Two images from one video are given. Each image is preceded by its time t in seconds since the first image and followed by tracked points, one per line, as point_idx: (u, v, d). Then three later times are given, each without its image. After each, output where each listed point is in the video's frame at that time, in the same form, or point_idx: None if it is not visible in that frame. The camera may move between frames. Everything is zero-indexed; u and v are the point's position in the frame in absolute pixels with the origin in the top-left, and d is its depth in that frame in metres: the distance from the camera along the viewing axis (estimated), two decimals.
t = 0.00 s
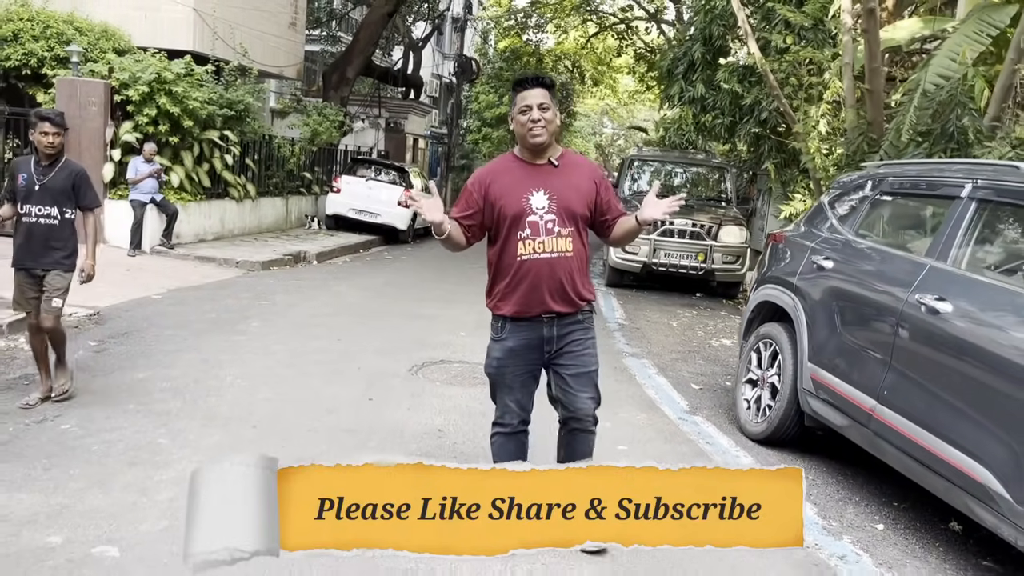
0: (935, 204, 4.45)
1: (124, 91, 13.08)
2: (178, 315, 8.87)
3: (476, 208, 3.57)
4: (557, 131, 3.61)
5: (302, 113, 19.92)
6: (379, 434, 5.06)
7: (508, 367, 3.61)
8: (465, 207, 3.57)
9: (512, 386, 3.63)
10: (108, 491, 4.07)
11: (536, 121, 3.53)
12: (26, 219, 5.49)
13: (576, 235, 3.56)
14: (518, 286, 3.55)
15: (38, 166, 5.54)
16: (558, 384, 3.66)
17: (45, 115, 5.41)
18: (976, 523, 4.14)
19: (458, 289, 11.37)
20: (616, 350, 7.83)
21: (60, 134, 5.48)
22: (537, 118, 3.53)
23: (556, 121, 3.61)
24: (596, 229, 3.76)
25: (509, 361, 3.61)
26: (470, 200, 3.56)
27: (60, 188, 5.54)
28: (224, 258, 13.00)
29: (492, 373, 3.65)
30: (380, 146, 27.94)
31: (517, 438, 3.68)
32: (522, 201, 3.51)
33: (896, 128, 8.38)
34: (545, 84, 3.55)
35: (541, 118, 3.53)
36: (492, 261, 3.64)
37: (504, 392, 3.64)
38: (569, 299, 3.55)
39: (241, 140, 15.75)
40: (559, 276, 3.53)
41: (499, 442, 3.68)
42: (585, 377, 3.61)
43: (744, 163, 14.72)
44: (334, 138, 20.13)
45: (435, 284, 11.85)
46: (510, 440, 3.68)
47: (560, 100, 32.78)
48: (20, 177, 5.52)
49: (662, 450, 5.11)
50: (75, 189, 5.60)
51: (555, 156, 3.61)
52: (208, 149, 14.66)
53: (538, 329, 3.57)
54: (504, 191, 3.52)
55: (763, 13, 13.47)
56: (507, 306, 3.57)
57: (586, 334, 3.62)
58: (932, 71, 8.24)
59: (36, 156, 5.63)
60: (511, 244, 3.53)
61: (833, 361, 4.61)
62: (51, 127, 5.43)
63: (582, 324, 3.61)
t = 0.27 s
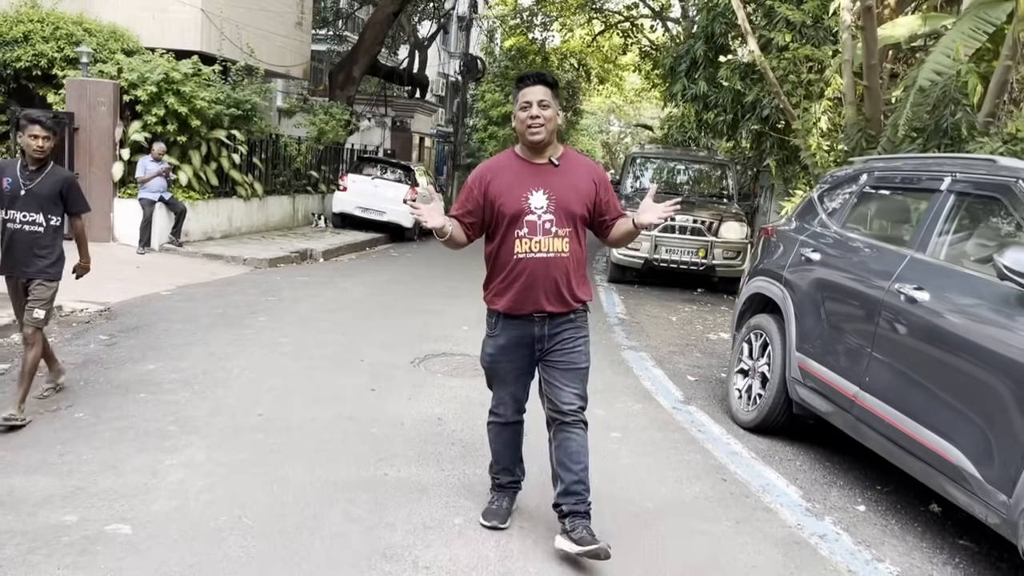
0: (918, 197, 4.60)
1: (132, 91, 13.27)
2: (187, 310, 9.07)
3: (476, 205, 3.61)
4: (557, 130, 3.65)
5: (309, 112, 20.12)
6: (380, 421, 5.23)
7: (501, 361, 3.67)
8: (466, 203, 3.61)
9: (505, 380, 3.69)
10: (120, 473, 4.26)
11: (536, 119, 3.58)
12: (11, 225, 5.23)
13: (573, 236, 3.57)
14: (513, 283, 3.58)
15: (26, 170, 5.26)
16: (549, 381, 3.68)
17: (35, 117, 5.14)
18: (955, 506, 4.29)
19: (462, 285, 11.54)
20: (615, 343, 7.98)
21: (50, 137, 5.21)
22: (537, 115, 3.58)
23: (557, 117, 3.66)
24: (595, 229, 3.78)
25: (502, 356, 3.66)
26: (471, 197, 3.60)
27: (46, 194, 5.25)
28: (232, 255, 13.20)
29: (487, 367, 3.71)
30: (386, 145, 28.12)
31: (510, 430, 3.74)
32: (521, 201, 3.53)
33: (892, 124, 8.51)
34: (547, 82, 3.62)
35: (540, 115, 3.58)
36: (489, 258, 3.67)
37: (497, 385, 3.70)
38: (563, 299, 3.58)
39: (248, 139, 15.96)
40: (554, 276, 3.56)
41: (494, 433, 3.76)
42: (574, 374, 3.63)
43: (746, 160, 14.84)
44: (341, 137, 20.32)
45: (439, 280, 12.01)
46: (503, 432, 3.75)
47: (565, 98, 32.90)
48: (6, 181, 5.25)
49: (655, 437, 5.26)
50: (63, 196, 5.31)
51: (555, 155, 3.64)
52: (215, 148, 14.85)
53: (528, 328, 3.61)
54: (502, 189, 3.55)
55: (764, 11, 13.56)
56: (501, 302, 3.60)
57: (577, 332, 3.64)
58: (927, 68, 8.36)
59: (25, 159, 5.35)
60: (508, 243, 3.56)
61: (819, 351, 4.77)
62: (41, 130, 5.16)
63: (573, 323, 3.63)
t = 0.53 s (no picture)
0: (903, 199, 4.76)
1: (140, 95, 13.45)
2: (194, 310, 9.25)
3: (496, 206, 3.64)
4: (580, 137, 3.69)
5: (313, 115, 20.32)
6: (382, 416, 5.40)
7: (505, 367, 3.70)
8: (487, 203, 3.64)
9: (508, 388, 3.72)
10: (133, 465, 4.44)
11: (560, 123, 3.62)
12: None
13: (589, 240, 3.58)
14: (525, 285, 3.61)
15: (11, 170, 5.10)
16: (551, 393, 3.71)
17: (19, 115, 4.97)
18: (938, 497, 4.44)
19: (465, 285, 11.70)
20: (614, 341, 8.13)
21: (36, 136, 5.05)
22: (561, 118, 3.62)
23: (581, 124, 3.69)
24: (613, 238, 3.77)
25: (507, 363, 3.69)
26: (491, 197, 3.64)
27: (34, 195, 5.08)
28: (238, 256, 13.39)
29: (491, 370, 3.74)
30: (390, 146, 28.29)
31: (510, 432, 3.80)
32: (538, 201, 3.57)
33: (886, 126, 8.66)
34: (572, 88, 3.66)
35: (563, 118, 3.62)
36: (504, 259, 3.70)
37: (501, 390, 3.74)
38: (574, 304, 3.59)
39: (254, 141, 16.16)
40: (566, 279, 3.57)
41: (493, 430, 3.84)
42: (577, 393, 3.64)
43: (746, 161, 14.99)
44: (345, 139, 20.50)
45: (442, 281, 12.18)
46: (503, 436, 3.82)
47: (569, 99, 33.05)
48: None
49: (650, 432, 5.42)
50: (52, 194, 5.14)
51: (576, 161, 3.68)
52: (222, 150, 15.04)
53: (535, 337, 3.63)
54: (521, 190, 3.59)
55: (763, 13, 13.68)
56: (513, 303, 3.63)
57: (584, 347, 3.64)
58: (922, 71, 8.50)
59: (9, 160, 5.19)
60: (523, 243, 3.59)
61: (807, 347, 4.93)
62: (25, 128, 4.99)
63: (581, 337, 3.64)
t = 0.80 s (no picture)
0: (890, 198, 4.94)
1: (148, 98, 13.63)
2: (203, 309, 9.44)
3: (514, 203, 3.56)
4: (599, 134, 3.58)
5: (319, 117, 20.52)
6: (388, 410, 5.57)
7: (521, 361, 3.56)
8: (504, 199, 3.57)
9: (523, 382, 3.58)
10: (148, 455, 4.62)
11: (576, 123, 3.52)
12: None
13: (607, 238, 3.52)
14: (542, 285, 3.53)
15: None
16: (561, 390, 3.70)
17: None
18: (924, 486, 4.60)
19: (468, 285, 11.86)
20: (615, 339, 8.29)
21: (19, 139, 5.05)
22: (579, 119, 3.51)
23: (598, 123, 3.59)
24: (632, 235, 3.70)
25: (523, 356, 3.56)
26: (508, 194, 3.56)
27: (17, 201, 5.10)
28: (244, 257, 13.58)
29: (502, 364, 3.60)
30: (394, 148, 28.46)
31: (516, 436, 3.64)
32: (556, 200, 3.48)
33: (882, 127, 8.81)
34: (587, 86, 3.55)
35: (581, 119, 3.51)
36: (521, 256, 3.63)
37: (514, 387, 3.58)
38: (592, 305, 3.54)
39: (260, 143, 16.37)
40: (585, 278, 3.51)
41: (498, 434, 3.64)
42: (588, 393, 3.67)
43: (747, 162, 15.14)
44: (350, 141, 20.69)
45: (446, 280, 12.35)
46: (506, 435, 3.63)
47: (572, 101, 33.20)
48: None
49: (648, 425, 5.57)
50: (35, 198, 5.17)
51: (595, 159, 3.59)
52: (228, 152, 15.24)
53: (556, 330, 3.54)
54: (538, 187, 3.50)
55: (763, 16, 13.81)
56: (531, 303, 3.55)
57: (600, 347, 3.63)
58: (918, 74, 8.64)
59: None
60: (540, 242, 3.52)
61: (799, 342, 5.10)
62: (8, 132, 4.99)
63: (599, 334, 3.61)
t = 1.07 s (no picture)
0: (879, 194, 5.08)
1: (155, 97, 13.80)
2: (210, 305, 9.60)
3: (517, 209, 3.54)
4: (599, 134, 3.57)
5: (323, 115, 20.69)
6: (391, 401, 5.73)
7: (534, 368, 3.53)
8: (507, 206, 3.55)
9: (536, 389, 3.54)
10: (160, 443, 4.78)
11: (577, 122, 3.51)
12: None
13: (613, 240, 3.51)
14: (550, 292, 3.50)
15: None
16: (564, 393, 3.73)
17: None
18: (910, 473, 4.74)
19: (471, 282, 12.01)
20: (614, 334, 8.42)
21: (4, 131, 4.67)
22: (578, 118, 3.51)
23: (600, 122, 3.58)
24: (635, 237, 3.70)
25: (535, 363, 3.53)
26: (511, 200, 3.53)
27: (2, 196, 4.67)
28: (251, 254, 13.75)
29: (514, 372, 3.55)
30: (399, 146, 28.58)
31: (535, 447, 3.52)
32: (559, 204, 3.45)
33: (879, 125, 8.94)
34: (588, 85, 3.55)
35: (580, 118, 3.51)
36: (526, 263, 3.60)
37: (528, 394, 3.55)
38: (600, 308, 3.53)
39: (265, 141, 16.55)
40: (592, 283, 3.49)
41: (517, 449, 3.53)
42: (591, 393, 3.72)
43: (748, 160, 15.26)
44: (355, 139, 20.85)
45: (449, 277, 12.50)
46: (528, 447, 3.53)
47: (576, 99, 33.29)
48: None
49: (644, 416, 5.71)
50: (22, 197, 4.78)
51: (597, 160, 3.56)
52: (234, 150, 15.42)
53: (565, 335, 3.52)
54: (542, 192, 3.47)
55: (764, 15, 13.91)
56: (538, 309, 3.51)
57: (605, 348, 3.65)
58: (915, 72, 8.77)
59: None
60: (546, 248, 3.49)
61: (791, 335, 5.24)
62: None
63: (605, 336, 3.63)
